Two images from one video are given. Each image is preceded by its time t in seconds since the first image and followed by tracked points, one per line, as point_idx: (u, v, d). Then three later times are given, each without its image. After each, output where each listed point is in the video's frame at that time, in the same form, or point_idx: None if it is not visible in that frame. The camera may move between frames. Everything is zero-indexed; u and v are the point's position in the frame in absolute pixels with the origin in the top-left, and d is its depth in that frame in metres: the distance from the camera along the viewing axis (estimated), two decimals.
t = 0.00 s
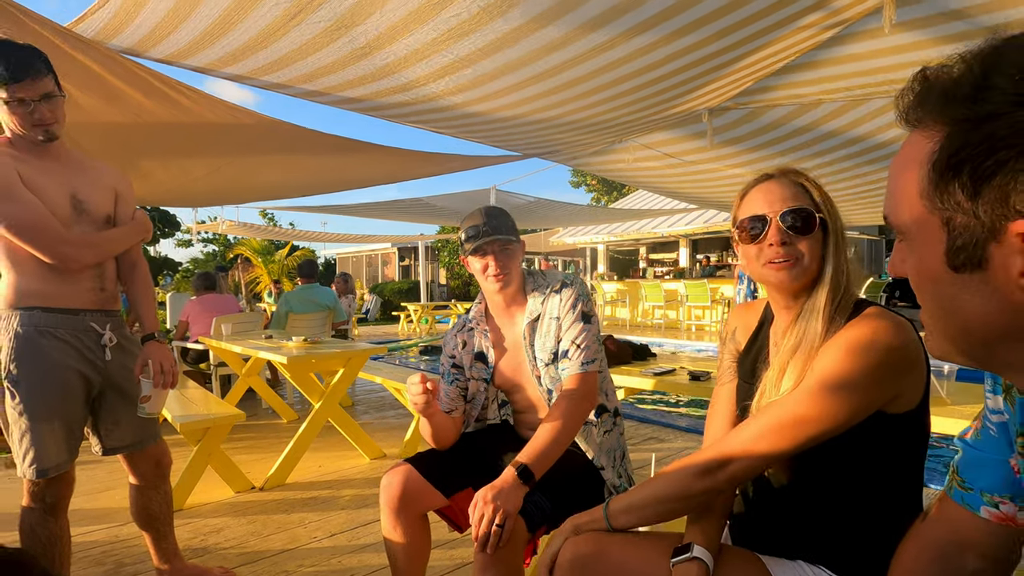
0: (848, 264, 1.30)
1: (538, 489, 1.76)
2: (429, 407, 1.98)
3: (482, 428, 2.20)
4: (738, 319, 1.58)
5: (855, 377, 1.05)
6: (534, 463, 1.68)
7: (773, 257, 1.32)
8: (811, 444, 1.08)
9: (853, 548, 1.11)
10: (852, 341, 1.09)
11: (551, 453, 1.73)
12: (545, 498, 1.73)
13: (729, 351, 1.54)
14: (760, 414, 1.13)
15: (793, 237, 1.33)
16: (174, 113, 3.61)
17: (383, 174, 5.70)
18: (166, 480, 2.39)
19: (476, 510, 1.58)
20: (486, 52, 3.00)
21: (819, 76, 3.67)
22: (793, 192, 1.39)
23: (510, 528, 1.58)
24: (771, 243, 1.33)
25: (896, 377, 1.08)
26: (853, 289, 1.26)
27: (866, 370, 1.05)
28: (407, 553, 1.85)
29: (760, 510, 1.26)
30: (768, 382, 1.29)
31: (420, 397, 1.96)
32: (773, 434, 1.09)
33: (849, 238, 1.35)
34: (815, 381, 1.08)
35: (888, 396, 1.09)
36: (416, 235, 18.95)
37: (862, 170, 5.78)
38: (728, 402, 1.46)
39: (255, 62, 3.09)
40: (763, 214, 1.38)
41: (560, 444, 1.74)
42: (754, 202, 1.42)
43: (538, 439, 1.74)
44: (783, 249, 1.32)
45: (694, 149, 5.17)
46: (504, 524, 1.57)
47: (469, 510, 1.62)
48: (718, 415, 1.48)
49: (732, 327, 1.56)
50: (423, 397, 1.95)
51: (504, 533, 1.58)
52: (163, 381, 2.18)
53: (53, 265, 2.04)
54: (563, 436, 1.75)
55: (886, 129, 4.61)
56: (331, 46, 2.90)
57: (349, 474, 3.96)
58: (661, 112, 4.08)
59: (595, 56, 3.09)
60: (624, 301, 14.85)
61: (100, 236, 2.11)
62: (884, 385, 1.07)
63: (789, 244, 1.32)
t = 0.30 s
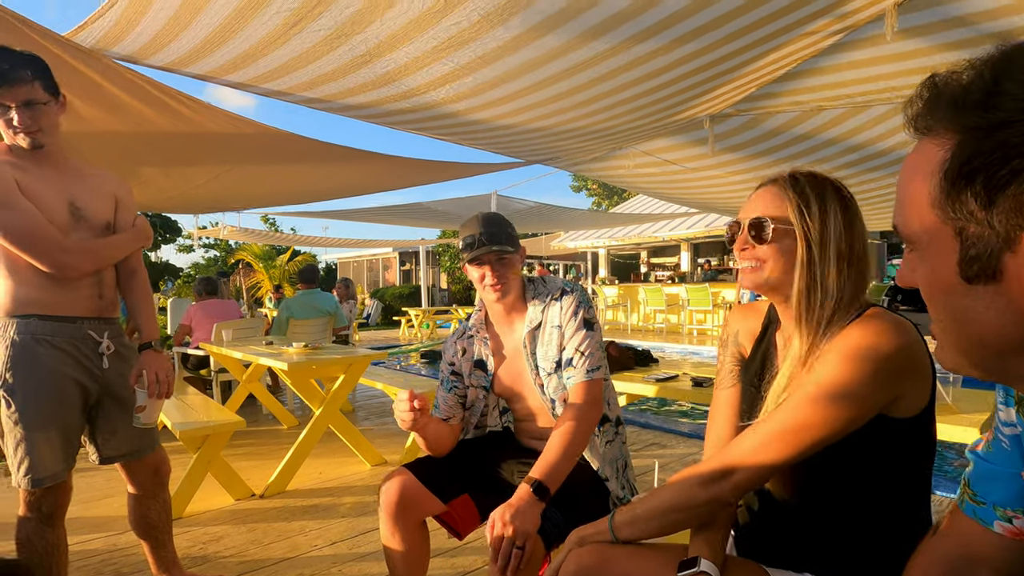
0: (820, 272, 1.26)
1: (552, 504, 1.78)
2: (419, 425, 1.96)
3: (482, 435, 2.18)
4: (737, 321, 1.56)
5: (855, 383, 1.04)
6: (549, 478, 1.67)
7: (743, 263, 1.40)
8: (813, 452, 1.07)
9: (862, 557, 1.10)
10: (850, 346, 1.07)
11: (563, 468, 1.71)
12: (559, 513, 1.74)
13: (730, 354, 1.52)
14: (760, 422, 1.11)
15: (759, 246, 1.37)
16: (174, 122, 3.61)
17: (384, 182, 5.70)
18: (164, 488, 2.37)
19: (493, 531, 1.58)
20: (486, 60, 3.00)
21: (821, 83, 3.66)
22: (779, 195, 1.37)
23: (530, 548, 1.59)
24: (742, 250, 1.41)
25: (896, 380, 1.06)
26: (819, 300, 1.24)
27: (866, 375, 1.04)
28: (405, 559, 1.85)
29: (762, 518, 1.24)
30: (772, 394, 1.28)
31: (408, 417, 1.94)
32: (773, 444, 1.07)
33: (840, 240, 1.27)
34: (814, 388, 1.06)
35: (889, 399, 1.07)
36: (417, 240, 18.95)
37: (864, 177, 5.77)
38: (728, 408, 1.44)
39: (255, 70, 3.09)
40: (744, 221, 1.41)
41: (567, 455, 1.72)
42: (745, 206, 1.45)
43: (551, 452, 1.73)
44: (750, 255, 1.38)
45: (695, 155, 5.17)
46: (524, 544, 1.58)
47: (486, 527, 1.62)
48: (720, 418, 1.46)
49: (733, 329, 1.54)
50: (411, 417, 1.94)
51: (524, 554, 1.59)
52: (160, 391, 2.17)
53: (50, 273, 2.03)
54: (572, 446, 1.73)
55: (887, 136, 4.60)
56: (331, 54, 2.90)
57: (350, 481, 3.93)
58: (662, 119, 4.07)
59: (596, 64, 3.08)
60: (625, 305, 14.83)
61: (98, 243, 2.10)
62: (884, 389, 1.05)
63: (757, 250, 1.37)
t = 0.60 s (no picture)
0: (809, 289, 1.22)
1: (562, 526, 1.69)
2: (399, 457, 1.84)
3: (487, 450, 2.11)
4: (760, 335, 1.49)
5: (894, 409, 0.96)
6: (558, 500, 1.59)
7: (754, 275, 1.40)
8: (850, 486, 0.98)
9: None
10: (890, 369, 0.99)
11: (574, 490, 1.63)
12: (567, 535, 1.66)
13: (752, 370, 1.45)
14: (789, 451, 1.02)
15: (762, 258, 1.37)
16: (171, 130, 3.55)
17: (386, 189, 5.63)
18: (160, 506, 2.29)
19: (503, 561, 1.48)
20: (488, 65, 2.92)
21: (833, 84, 3.57)
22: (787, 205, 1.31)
23: None
24: (753, 261, 1.41)
25: (938, 406, 0.97)
26: (802, 317, 1.22)
27: (906, 401, 0.96)
28: None
29: (787, 549, 1.16)
30: (789, 409, 1.26)
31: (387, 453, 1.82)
32: (805, 476, 0.98)
33: (837, 255, 1.19)
34: (849, 415, 0.98)
35: (932, 427, 0.98)
36: (421, 243, 18.89)
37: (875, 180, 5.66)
38: (750, 427, 1.39)
39: (252, 75, 3.02)
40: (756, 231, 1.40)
41: (579, 476, 1.64)
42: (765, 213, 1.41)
43: (560, 473, 1.64)
44: (757, 267, 1.38)
45: (702, 158, 5.08)
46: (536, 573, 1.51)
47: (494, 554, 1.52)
48: (741, 439, 1.40)
49: (752, 345, 1.46)
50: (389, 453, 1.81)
51: None
52: (146, 410, 2.08)
53: (37, 287, 1.95)
54: (583, 466, 1.65)
55: (899, 138, 4.50)
56: (330, 59, 2.83)
57: (352, 492, 3.85)
58: (669, 123, 3.99)
59: (601, 68, 3.01)
60: (630, 308, 14.73)
61: (88, 256, 2.01)
62: (926, 416, 0.97)
63: (763, 262, 1.36)
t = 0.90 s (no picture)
0: (834, 278, 1.13)
1: (563, 531, 1.58)
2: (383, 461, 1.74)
3: (489, 449, 2.02)
4: (795, 329, 1.38)
5: (961, 411, 0.89)
6: (558, 500, 1.48)
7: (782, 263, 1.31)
8: (914, 494, 0.92)
9: None
10: (957, 367, 0.91)
11: (576, 490, 1.52)
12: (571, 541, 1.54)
13: (785, 368, 1.35)
14: (843, 457, 0.96)
15: (788, 244, 1.28)
16: (162, 121, 3.44)
17: (386, 184, 5.53)
18: (149, 510, 2.18)
19: (495, 565, 1.37)
20: (489, 49, 2.81)
21: (846, 70, 3.45)
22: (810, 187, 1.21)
23: None
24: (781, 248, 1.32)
25: (1012, 408, 0.90)
26: (828, 308, 1.13)
27: (975, 402, 0.89)
28: None
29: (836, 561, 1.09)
30: (817, 405, 1.16)
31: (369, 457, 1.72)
32: (859, 483, 0.92)
33: (865, 240, 1.08)
34: (911, 417, 0.91)
35: (1003, 431, 0.91)
36: (421, 242, 18.78)
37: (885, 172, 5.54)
38: (787, 429, 1.29)
39: (244, 63, 2.92)
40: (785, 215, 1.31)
41: (581, 476, 1.54)
42: (794, 195, 1.31)
43: (559, 473, 1.54)
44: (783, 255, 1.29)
45: (708, 151, 4.97)
46: None
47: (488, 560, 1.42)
48: (775, 446, 1.30)
49: (789, 341, 1.38)
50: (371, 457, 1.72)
51: None
52: (132, 406, 1.94)
53: (15, 280, 1.85)
54: (586, 465, 1.55)
55: (912, 127, 4.38)
56: (324, 44, 2.72)
57: (351, 493, 3.75)
58: (677, 112, 3.88)
59: (606, 52, 2.90)
60: (633, 306, 14.61)
61: (69, 246, 1.90)
62: (998, 421, 0.90)
63: (788, 249, 1.27)
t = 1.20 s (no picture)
0: (846, 272, 1.09)
1: (559, 531, 1.55)
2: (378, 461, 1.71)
3: (486, 449, 1.98)
4: (801, 326, 1.35)
5: (981, 413, 0.86)
6: (554, 502, 1.45)
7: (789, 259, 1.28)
8: (932, 499, 0.89)
9: None
10: (978, 366, 0.89)
11: (571, 491, 1.48)
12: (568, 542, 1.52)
13: (791, 367, 1.31)
14: (856, 460, 0.94)
15: (795, 239, 1.24)
16: (157, 119, 3.41)
17: (384, 182, 5.49)
18: (145, 514, 2.14)
19: (490, 568, 1.33)
20: (485, 43, 2.77)
21: (848, 63, 3.41)
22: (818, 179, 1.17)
23: None
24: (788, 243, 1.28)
25: None
26: (840, 304, 1.10)
27: (995, 402, 0.86)
28: None
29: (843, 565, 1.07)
30: (827, 404, 1.13)
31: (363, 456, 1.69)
32: (876, 487, 0.90)
33: (878, 233, 1.04)
34: (927, 419, 0.89)
35: None
36: (421, 241, 18.74)
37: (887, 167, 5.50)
38: (792, 428, 1.26)
39: (237, 60, 2.89)
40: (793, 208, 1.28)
41: (576, 476, 1.50)
42: (801, 187, 1.27)
43: (555, 474, 1.50)
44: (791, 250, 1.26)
45: (709, 146, 4.93)
46: None
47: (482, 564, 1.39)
48: (780, 447, 1.27)
49: (794, 338, 1.34)
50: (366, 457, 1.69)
51: None
52: (112, 407, 1.87)
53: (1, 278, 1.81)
54: (582, 465, 1.51)
55: (914, 120, 4.34)
56: (318, 39, 2.68)
57: (348, 493, 3.72)
58: (677, 107, 3.84)
59: (604, 45, 2.86)
60: (633, 304, 14.57)
61: (58, 243, 1.86)
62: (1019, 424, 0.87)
63: (796, 245, 1.24)
